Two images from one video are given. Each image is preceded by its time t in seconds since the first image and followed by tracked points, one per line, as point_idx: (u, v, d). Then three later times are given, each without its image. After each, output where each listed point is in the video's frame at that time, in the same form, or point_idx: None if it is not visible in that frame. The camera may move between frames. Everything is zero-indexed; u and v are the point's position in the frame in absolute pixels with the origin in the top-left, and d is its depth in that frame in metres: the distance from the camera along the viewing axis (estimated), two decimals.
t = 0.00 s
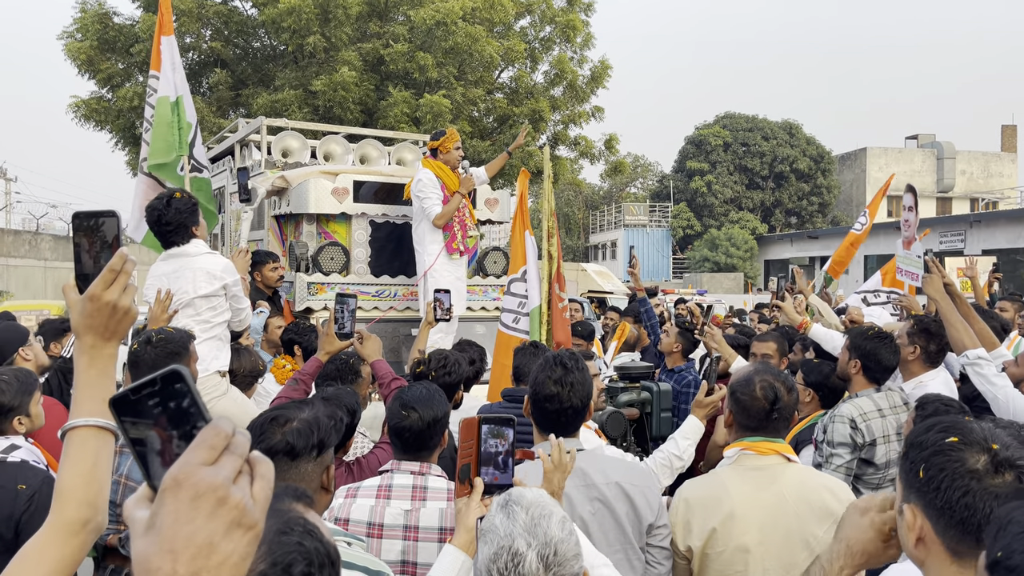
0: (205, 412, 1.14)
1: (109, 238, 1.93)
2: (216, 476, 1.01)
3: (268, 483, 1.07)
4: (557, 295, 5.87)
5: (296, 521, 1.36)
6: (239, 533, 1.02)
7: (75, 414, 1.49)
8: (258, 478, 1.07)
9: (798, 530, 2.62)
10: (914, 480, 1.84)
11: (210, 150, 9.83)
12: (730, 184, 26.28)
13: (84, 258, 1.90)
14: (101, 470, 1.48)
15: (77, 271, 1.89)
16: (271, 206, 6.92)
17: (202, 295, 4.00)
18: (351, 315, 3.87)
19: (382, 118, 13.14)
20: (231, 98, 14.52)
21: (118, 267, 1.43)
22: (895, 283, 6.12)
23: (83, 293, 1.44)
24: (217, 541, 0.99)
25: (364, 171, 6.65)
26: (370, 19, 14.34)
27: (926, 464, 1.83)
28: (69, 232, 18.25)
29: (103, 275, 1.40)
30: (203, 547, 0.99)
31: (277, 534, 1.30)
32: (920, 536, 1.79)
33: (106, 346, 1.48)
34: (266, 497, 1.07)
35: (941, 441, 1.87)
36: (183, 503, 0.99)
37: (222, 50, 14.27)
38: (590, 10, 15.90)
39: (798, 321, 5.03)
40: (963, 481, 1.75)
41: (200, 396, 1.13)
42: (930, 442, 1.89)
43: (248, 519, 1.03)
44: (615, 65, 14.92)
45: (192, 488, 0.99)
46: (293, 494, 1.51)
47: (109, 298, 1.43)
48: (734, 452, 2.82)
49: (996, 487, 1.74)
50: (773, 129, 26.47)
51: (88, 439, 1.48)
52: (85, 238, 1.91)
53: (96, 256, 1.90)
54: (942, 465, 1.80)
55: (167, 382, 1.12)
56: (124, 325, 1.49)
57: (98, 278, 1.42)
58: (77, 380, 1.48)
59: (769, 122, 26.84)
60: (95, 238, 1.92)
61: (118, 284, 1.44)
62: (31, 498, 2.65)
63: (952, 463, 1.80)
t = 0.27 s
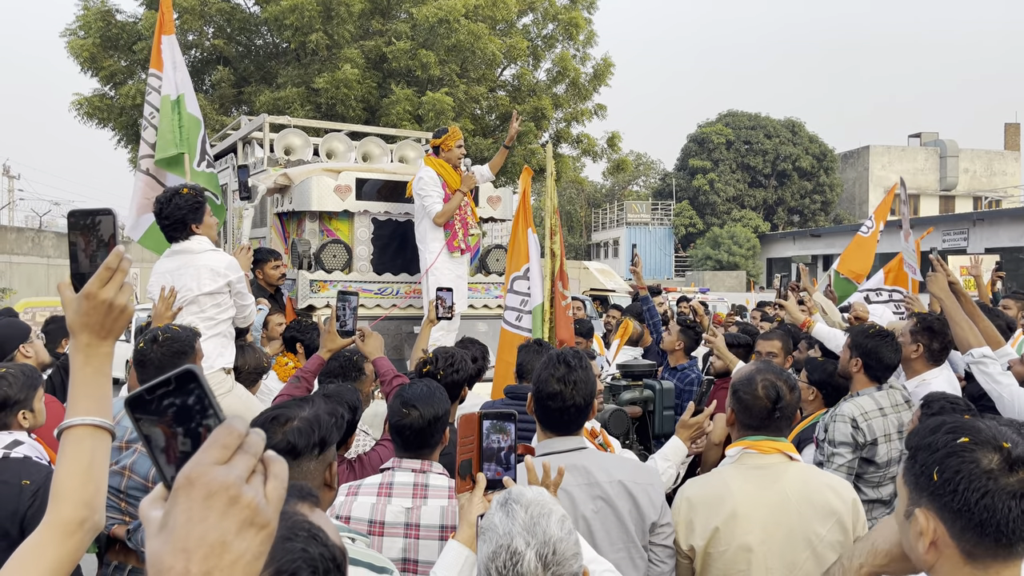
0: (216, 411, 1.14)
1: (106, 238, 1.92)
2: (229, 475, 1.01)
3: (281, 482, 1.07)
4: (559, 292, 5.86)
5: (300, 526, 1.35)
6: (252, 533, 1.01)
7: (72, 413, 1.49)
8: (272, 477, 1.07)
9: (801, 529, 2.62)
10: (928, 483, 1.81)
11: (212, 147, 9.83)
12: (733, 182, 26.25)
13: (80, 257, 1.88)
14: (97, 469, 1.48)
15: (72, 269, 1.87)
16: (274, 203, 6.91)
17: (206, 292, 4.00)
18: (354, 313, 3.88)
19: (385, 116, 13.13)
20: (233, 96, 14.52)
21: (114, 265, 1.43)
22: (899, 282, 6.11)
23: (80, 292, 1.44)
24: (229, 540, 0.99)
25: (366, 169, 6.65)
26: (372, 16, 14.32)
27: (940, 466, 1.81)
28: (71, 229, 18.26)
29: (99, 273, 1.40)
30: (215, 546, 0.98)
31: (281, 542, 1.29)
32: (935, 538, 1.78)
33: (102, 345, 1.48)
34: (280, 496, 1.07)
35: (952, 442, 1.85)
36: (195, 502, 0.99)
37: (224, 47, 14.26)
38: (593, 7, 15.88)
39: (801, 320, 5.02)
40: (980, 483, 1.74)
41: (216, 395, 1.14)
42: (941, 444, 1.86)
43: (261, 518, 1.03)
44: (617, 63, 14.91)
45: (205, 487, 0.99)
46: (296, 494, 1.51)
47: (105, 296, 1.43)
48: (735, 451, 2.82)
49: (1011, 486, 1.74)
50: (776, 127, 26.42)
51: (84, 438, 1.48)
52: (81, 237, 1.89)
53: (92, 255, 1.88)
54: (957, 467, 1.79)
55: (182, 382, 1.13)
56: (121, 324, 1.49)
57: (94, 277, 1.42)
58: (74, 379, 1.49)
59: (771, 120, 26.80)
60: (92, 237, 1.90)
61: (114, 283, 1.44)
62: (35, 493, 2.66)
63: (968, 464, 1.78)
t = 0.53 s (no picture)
0: (227, 410, 1.14)
1: (110, 236, 1.92)
2: (239, 474, 1.01)
3: (291, 482, 1.07)
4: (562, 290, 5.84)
5: (303, 534, 1.35)
6: (262, 532, 1.01)
7: (72, 413, 1.48)
8: (281, 477, 1.06)
9: (803, 529, 2.61)
10: (930, 481, 1.82)
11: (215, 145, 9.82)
12: (736, 180, 26.20)
13: (84, 255, 1.88)
14: (97, 469, 1.48)
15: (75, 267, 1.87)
16: (276, 201, 6.91)
17: (208, 290, 4.00)
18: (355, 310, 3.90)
19: (387, 113, 13.11)
20: (236, 93, 14.51)
21: (117, 265, 1.42)
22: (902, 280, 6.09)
23: (82, 292, 1.43)
24: (240, 539, 0.99)
25: (368, 167, 6.64)
26: (375, 14, 14.29)
27: (941, 465, 1.82)
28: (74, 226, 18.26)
29: (101, 273, 1.39)
30: (225, 546, 0.98)
31: (282, 552, 1.28)
32: (935, 534, 1.78)
33: (103, 345, 1.47)
34: (289, 497, 1.06)
35: (955, 441, 1.85)
36: (206, 501, 0.99)
37: (227, 44, 14.26)
38: (596, 5, 15.85)
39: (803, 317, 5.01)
40: (981, 482, 1.73)
41: (224, 393, 1.14)
42: (945, 442, 1.87)
43: (271, 517, 1.03)
44: (620, 60, 14.88)
45: (216, 486, 0.99)
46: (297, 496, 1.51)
47: (107, 296, 1.43)
48: (737, 450, 2.81)
49: (1012, 487, 1.72)
50: (779, 125, 26.37)
51: (84, 439, 1.47)
52: (84, 235, 1.89)
53: (95, 253, 1.88)
54: (958, 466, 1.78)
55: (194, 383, 1.12)
56: (123, 323, 1.48)
57: (96, 277, 1.41)
58: (74, 380, 1.48)
59: (774, 118, 26.76)
60: (96, 236, 1.90)
61: (117, 282, 1.43)
62: (38, 490, 2.65)
63: (969, 464, 1.78)
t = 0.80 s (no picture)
0: (236, 405, 1.14)
1: (116, 234, 1.94)
2: (249, 468, 1.01)
3: (299, 477, 1.06)
4: (564, 288, 5.81)
5: (306, 537, 1.35)
6: (271, 525, 1.01)
7: (76, 413, 1.48)
8: (290, 473, 1.06)
9: (806, 528, 2.61)
10: (944, 479, 1.82)
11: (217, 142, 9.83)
12: (738, 178, 26.17)
13: (90, 253, 1.90)
14: (101, 470, 1.48)
15: (82, 266, 1.90)
16: (278, 198, 6.91)
17: (208, 288, 4.02)
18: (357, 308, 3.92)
19: (389, 111, 13.11)
20: (238, 90, 14.51)
21: (123, 264, 1.42)
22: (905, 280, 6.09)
23: (87, 290, 1.43)
24: (249, 532, 0.99)
25: (371, 164, 6.64)
26: (377, 11, 14.27)
27: (957, 462, 1.82)
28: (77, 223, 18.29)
29: (107, 271, 1.39)
30: (236, 538, 0.98)
31: (287, 556, 1.28)
32: (944, 529, 1.78)
33: (108, 344, 1.47)
34: (298, 492, 1.06)
35: (975, 440, 1.85)
36: (217, 495, 0.99)
37: (229, 41, 14.26)
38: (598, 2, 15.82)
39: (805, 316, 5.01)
40: (995, 482, 1.73)
41: (233, 388, 1.14)
42: (963, 441, 1.87)
43: (280, 511, 1.02)
44: (622, 58, 14.85)
45: (227, 479, 0.99)
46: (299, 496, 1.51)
47: (113, 295, 1.43)
48: (739, 450, 2.80)
49: None
50: (781, 123, 26.33)
51: (88, 439, 1.47)
52: (91, 233, 1.91)
53: (102, 252, 1.91)
54: (974, 465, 1.78)
55: (203, 379, 1.12)
56: (128, 322, 1.48)
57: (102, 275, 1.41)
58: (80, 379, 1.48)
59: (777, 116, 26.72)
60: (102, 234, 1.92)
61: (122, 282, 1.43)
62: (43, 487, 2.65)
63: (985, 464, 1.77)
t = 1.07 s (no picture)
0: (232, 395, 1.14)
1: (118, 230, 1.94)
2: (245, 458, 1.01)
3: (295, 467, 1.06)
4: (565, 285, 5.81)
5: (306, 535, 1.34)
6: (268, 514, 1.01)
7: (80, 410, 1.48)
8: (286, 463, 1.06)
9: (807, 526, 2.61)
10: (947, 478, 1.82)
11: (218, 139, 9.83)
12: (739, 176, 26.15)
13: (93, 250, 1.91)
14: (108, 465, 1.48)
15: (84, 262, 1.90)
16: (279, 195, 6.91)
17: (206, 286, 4.04)
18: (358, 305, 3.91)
19: (390, 108, 13.12)
20: (240, 87, 14.52)
21: (124, 259, 1.42)
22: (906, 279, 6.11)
23: (89, 287, 1.43)
24: (246, 521, 0.99)
25: (371, 161, 6.64)
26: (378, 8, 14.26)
27: (961, 463, 1.81)
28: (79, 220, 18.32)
29: (109, 267, 1.40)
30: (233, 527, 0.99)
31: (288, 554, 1.27)
32: (944, 527, 1.78)
33: (112, 340, 1.47)
34: (294, 481, 1.06)
35: (981, 441, 1.85)
36: (214, 485, 0.99)
37: (230, 39, 14.27)
38: None
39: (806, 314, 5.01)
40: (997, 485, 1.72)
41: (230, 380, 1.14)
42: (969, 441, 1.87)
43: (276, 500, 1.02)
44: (624, 55, 14.82)
45: (223, 468, 0.99)
46: (298, 493, 1.51)
47: (115, 291, 1.43)
48: (740, 448, 2.80)
49: None
50: (782, 121, 26.29)
51: (94, 435, 1.47)
52: (92, 229, 1.91)
53: (104, 248, 1.91)
54: (979, 466, 1.77)
55: (197, 370, 1.13)
56: (131, 319, 1.48)
57: (104, 271, 1.41)
58: (85, 377, 1.48)
59: (778, 114, 26.69)
60: (104, 230, 1.92)
61: (124, 278, 1.44)
62: (45, 485, 2.66)
63: (989, 465, 1.76)
